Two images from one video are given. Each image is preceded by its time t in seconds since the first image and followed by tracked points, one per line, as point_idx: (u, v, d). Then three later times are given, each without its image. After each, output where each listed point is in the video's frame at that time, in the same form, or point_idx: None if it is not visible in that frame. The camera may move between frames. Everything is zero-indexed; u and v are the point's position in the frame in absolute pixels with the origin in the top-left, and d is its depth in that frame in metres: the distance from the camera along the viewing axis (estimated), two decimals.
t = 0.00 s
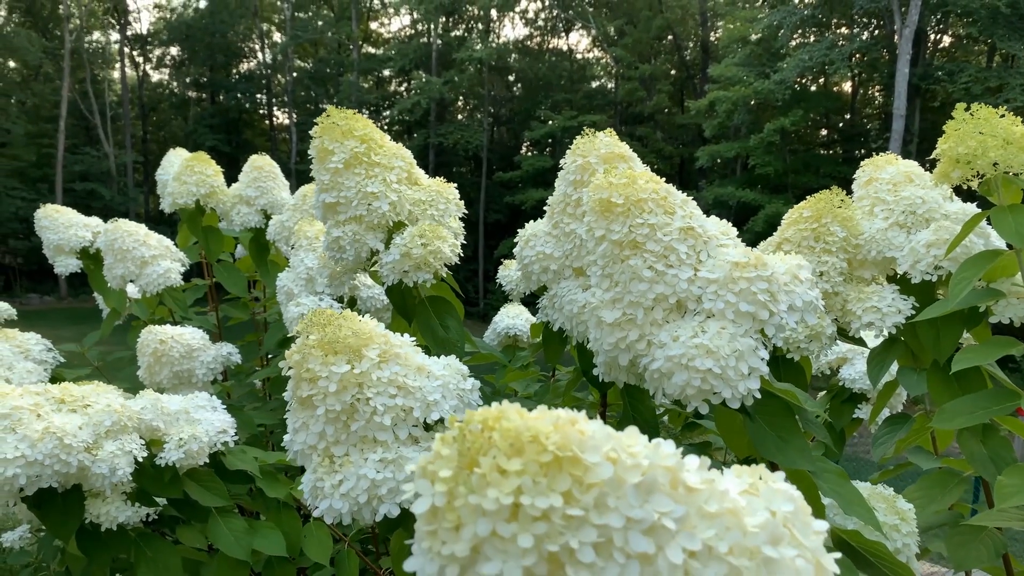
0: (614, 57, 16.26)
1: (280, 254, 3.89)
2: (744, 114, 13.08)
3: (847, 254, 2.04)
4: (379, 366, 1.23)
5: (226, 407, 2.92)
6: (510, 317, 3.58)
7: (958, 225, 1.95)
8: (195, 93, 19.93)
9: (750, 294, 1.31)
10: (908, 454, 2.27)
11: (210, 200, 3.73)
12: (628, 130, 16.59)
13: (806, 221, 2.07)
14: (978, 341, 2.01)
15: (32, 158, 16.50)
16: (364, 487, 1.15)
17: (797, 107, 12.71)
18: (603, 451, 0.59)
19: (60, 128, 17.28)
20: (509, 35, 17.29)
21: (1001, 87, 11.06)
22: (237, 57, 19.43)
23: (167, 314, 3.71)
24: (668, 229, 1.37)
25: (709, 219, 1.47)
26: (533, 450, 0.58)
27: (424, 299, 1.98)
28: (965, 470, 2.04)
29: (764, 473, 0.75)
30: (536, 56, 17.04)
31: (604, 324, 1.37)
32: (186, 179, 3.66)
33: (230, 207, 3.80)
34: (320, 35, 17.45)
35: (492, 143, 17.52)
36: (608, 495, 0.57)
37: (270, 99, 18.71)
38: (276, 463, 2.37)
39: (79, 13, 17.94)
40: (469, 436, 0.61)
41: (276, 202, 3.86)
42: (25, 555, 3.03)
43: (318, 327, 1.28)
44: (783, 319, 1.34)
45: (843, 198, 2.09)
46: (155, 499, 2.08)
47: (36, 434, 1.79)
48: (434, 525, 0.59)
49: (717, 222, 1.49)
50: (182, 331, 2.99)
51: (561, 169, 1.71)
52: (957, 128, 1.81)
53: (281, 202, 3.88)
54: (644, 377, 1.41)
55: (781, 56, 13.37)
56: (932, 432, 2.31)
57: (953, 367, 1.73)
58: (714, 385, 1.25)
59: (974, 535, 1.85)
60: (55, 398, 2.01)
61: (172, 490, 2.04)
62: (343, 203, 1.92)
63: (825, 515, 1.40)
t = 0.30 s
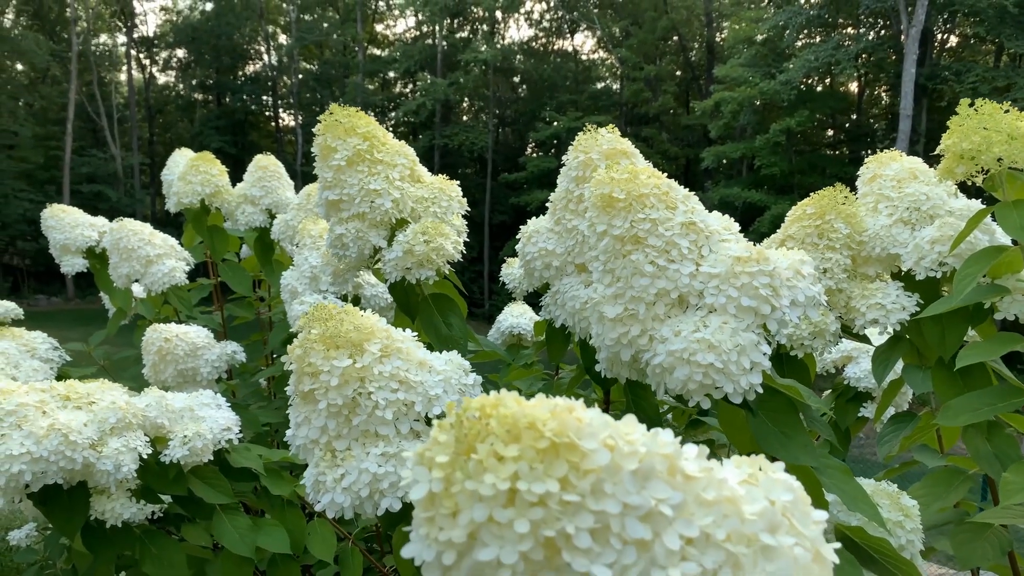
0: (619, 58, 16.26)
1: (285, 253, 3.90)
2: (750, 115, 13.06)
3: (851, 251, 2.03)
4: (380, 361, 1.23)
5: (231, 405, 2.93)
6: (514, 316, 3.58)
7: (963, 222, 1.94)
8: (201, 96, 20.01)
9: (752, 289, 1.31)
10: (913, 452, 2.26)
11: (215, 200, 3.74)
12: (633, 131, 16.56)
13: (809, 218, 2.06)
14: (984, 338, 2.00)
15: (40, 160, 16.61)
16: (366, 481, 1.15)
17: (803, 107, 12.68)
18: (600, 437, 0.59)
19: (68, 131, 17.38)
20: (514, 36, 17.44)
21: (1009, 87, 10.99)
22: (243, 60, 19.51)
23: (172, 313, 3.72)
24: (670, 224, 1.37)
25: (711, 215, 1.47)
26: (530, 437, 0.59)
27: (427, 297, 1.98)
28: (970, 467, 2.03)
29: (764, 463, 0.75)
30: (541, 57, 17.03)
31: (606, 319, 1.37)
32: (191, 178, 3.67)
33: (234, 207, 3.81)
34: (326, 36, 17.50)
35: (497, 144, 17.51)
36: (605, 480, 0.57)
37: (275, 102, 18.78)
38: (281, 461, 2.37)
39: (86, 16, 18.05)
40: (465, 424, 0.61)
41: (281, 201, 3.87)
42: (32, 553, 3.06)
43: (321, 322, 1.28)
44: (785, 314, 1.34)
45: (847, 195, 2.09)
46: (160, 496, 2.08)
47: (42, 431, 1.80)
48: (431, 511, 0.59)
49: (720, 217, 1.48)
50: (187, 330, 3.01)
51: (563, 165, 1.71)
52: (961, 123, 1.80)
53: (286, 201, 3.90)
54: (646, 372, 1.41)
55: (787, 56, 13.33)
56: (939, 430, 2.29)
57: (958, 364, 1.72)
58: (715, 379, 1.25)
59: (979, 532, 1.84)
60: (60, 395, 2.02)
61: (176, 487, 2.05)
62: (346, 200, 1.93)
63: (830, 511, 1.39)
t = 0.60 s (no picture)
0: (624, 59, 16.26)
1: (290, 252, 3.91)
2: (756, 116, 13.04)
3: (854, 248, 2.02)
4: (382, 354, 1.24)
5: (235, 403, 2.94)
6: (518, 314, 3.58)
7: (967, 218, 1.93)
8: (207, 97, 20.08)
9: (753, 282, 1.31)
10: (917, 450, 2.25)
11: (220, 198, 3.75)
12: (639, 132, 16.53)
13: (813, 214, 2.05)
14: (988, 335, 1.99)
15: (47, 161, 16.72)
16: (367, 474, 1.15)
17: (809, 108, 12.65)
18: (596, 422, 0.59)
19: (75, 132, 17.50)
20: (519, 37, 17.28)
21: (1017, 88, 10.94)
22: (249, 61, 19.60)
23: (177, 311, 3.73)
24: (672, 218, 1.37)
25: (714, 210, 1.47)
26: (527, 421, 0.59)
27: (429, 293, 1.99)
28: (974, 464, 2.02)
29: (763, 452, 0.75)
30: (546, 58, 17.06)
31: (607, 314, 1.37)
32: (197, 177, 3.68)
33: (239, 206, 3.83)
34: (331, 38, 17.55)
35: (502, 145, 17.51)
36: (600, 464, 0.58)
37: (281, 103, 18.86)
38: (284, 458, 2.38)
39: (94, 18, 18.18)
40: (462, 410, 0.61)
41: (285, 200, 3.89)
42: (38, 551, 3.08)
43: (322, 315, 1.29)
44: (787, 308, 1.34)
45: (851, 192, 2.08)
46: (164, 492, 2.09)
47: (47, 426, 1.81)
48: (428, 495, 0.59)
49: (722, 212, 1.48)
50: (191, 327, 3.02)
51: (565, 161, 1.70)
52: (964, 119, 1.80)
53: (290, 200, 3.91)
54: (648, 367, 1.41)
55: (793, 57, 13.31)
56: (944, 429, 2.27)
57: (962, 359, 1.71)
58: (717, 373, 1.25)
59: (983, 530, 1.84)
60: (65, 391, 2.03)
61: (179, 483, 2.05)
62: (349, 196, 1.93)
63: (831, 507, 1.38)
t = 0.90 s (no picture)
0: (630, 59, 16.22)
1: (294, 250, 3.91)
2: (762, 116, 12.99)
3: (857, 245, 2.02)
4: (383, 348, 1.24)
5: (239, 399, 2.96)
6: (521, 313, 3.58)
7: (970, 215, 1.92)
8: (214, 98, 20.13)
9: (754, 277, 1.31)
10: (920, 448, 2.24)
11: (224, 196, 3.76)
12: (645, 133, 16.45)
13: (816, 211, 2.04)
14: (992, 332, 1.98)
15: (55, 162, 16.83)
16: (367, 466, 1.16)
17: (816, 108, 12.60)
18: (591, 409, 0.60)
19: (83, 133, 17.61)
20: (525, 37, 17.31)
21: None
22: (255, 62, 19.64)
23: (181, 309, 3.74)
24: (673, 213, 1.37)
25: (716, 205, 1.47)
26: (522, 407, 0.60)
27: (432, 290, 1.99)
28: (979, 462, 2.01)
29: (759, 442, 0.75)
30: (552, 58, 17.04)
31: (608, 309, 1.37)
32: (202, 175, 3.69)
33: (244, 204, 3.84)
34: (337, 38, 17.57)
35: (508, 145, 17.49)
36: (595, 449, 0.58)
37: (287, 104, 18.90)
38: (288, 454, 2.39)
39: (101, 19, 18.28)
40: (456, 398, 0.62)
41: (290, 198, 3.90)
42: (44, 546, 3.10)
43: (323, 308, 1.29)
44: (788, 303, 1.34)
45: (854, 189, 2.07)
46: (168, 488, 2.09)
47: (51, 422, 1.82)
48: (424, 481, 0.60)
49: (723, 207, 1.48)
50: (196, 324, 3.03)
51: (567, 156, 1.70)
52: (968, 115, 1.79)
53: (294, 198, 3.93)
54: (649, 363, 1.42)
55: (799, 57, 13.26)
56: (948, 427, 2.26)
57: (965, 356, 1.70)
58: (717, 367, 1.25)
59: (987, 527, 1.83)
60: (70, 386, 2.04)
61: (184, 479, 2.06)
62: (352, 193, 1.94)
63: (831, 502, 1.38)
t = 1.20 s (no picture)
0: (637, 60, 16.20)
1: (300, 248, 3.92)
2: (769, 117, 12.95)
3: (861, 241, 2.01)
4: (384, 340, 1.25)
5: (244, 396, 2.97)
6: (526, 311, 3.59)
7: (975, 211, 1.91)
8: (221, 98, 20.18)
9: (755, 270, 1.31)
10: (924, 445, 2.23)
11: (230, 194, 3.78)
12: (651, 133, 16.40)
13: (820, 208, 2.04)
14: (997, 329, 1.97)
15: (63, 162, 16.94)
16: (369, 458, 1.17)
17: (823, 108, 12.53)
18: (588, 391, 0.60)
19: (91, 134, 17.73)
20: (531, 38, 17.47)
21: None
22: (263, 63, 19.71)
23: (187, 306, 3.75)
24: (674, 207, 1.37)
25: (718, 199, 1.47)
26: (518, 390, 0.60)
27: (435, 286, 2.00)
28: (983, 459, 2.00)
29: (758, 429, 0.75)
30: (558, 59, 17.05)
31: (609, 303, 1.38)
32: (208, 173, 3.71)
33: (250, 202, 3.86)
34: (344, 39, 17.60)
35: (514, 146, 17.47)
36: (591, 433, 0.59)
37: (294, 104, 18.95)
38: (292, 450, 2.40)
39: (110, 20, 18.40)
40: (453, 383, 0.62)
41: (296, 197, 3.92)
42: (51, 542, 3.13)
43: (326, 299, 1.29)
44: (790, 297, 1.34)
45: (858, 185, 2.06)
46: (173, 482, 2.10)
47: (58, 415, 1.84)
48: (422, 463, 0.60)
49: (725, 202, 1.48)
50: (201, 320, 3.05)
51: (570, 151, 1.70)
52: (973, 111, 1.79)
53: (300, 196, 3.95)
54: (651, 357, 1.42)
55: (807, 57, 13.20)
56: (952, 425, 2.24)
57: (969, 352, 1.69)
58: (718, 361, 1.25)
59: (992, 524, 1.82)
60: (76, 381, 2.06)
61: (189, 473, 2.07)
62: (355, 189, 1.94)
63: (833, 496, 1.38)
